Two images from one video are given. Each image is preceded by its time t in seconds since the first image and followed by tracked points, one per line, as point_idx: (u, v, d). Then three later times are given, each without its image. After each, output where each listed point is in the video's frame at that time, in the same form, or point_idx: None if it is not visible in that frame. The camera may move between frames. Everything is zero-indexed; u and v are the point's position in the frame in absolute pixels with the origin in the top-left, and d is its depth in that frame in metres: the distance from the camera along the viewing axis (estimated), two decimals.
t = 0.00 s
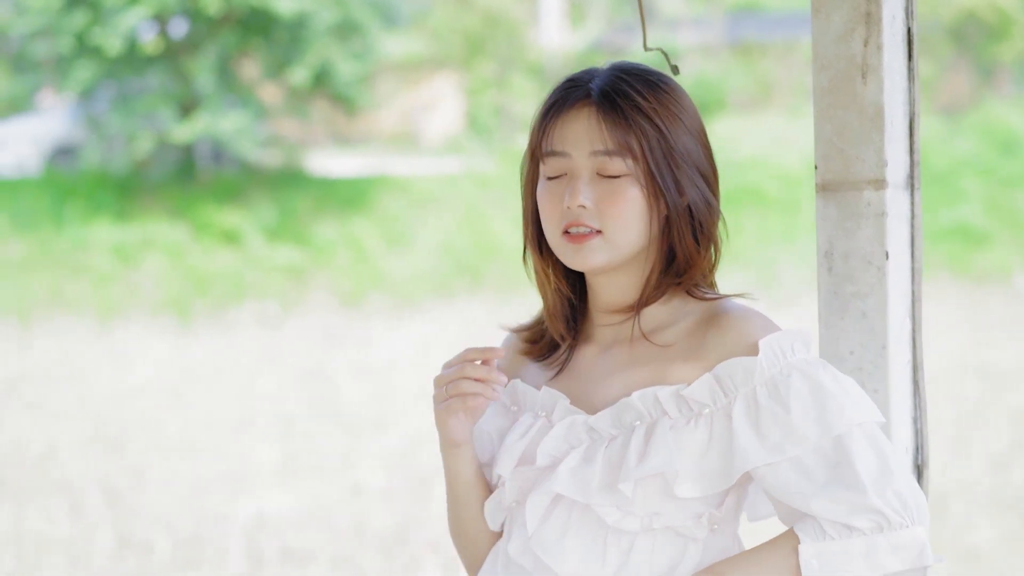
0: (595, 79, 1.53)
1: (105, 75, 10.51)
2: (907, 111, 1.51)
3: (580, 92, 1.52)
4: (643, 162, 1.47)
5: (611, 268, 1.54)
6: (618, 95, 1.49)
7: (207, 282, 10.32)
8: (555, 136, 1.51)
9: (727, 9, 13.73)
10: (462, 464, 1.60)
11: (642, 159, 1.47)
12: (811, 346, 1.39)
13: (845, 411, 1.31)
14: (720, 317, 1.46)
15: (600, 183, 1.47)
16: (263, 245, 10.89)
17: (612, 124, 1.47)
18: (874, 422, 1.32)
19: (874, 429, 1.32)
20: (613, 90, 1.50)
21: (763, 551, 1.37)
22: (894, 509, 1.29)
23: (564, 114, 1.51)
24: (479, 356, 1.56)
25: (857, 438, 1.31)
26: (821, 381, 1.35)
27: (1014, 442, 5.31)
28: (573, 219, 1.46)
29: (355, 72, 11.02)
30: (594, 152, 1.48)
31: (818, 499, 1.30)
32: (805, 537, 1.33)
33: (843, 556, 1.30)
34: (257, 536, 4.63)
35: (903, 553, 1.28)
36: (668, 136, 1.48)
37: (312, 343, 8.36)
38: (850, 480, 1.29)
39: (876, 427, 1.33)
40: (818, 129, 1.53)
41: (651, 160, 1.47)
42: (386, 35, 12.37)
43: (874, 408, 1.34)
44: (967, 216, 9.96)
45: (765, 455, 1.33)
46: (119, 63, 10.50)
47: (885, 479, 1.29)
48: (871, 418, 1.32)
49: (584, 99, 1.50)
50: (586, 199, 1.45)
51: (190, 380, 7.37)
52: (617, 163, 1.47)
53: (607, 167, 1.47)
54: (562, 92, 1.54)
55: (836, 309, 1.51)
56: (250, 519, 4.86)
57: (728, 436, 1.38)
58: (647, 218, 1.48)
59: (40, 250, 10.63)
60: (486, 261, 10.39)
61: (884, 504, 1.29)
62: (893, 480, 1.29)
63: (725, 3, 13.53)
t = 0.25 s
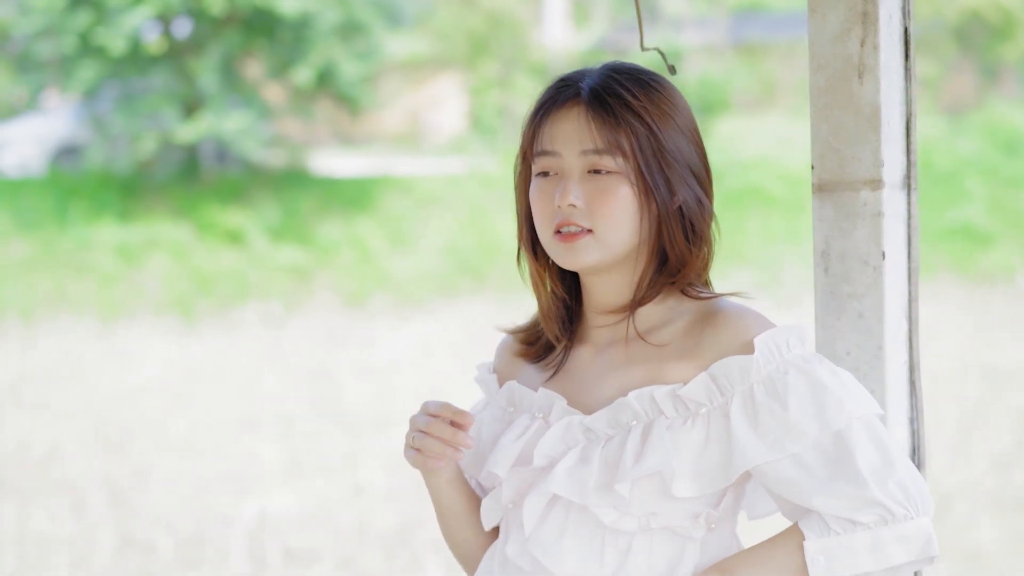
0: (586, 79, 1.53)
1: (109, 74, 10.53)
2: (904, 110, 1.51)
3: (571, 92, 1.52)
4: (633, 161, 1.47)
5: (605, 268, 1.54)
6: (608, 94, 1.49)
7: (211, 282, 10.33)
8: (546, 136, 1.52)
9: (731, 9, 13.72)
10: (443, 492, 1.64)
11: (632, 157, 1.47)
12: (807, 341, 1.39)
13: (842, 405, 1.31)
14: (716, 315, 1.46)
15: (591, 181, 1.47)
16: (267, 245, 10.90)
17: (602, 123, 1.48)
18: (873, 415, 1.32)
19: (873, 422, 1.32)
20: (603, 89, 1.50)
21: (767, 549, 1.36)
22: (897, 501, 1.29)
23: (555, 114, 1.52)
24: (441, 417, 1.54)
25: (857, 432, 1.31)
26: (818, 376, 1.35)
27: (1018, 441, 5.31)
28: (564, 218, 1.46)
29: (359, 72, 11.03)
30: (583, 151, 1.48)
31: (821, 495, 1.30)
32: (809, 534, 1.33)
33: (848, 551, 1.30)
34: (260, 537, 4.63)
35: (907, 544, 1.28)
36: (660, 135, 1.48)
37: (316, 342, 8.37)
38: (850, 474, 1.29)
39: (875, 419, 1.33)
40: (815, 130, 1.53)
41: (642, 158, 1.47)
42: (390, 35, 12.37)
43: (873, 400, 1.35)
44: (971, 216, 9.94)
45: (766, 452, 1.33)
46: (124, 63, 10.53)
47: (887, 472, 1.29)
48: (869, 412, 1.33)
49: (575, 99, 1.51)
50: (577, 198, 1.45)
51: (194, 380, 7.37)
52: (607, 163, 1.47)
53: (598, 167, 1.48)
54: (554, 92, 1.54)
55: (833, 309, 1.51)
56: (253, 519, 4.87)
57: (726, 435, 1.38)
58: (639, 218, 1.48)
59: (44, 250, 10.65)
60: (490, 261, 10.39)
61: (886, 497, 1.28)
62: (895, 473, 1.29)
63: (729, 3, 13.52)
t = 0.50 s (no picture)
0: (576, 79, 1.54)
1: (113, 75, 10.54)
2: (901, 111, 1.51)
3: (560, 92, 1.52)
4: (623, 160, 1.47)
5: (598, 268, 1.54)
6: (597, 94, 1.50)
7: (215, 283, 10.33)
8: (537, 136, 1.52)
9: (736, 9, 13.71)
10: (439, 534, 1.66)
11: (622, 156, 1.47)
12: (802, 340, 1.39)
13: (840, 405, 1.31)
14: (711, 316, 1.46)
15: (581, 181, 1.47)
16: (271, 245, 10.92)
17: (591, 123, 1.48)
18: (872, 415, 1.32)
19: (871, 422, 1.32)
20: (592, 89, 1.51)
21: (770, 555, 1.36)
22: (897, 502, 1.29)
23: (545, 114, 1.52)
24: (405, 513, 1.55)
25: (855, 433, 1.31)
26: (815, 376, 1.35)
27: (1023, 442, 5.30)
28: (555, 218, 1.46)
29: (363, 73, 11.03)
30: (573, 151, 1.48)
31: (821, 497, 1.30)
32: (812, 540, 1.33)
33: (850, 554, 1.29)
34: (262, 538, 4.63)
35: (909, 544, 1.28)
36: (650, 133, 1.48)
37: (320, 343, 8.37)
38: (850, 476, 1.29)
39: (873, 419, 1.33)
40: (812, 130, 1.53)
41: (632, 157, 1.47)
42: (394, 36, 12.37)
43: (871, 400, 1.34)
44: (975, 216, 9.93)
45: (764, 455, 1.32)
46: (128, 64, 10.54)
47: (887, 473, 1.29)
48: (867, 411, 1.33)
49: (564, 98, 1.51)
50: (567, 197, 1.46)
51: (198, 381, 7.38)
52: (597, 161, 1.47)
53: (588, 166, 1.48)
54: (544, 92, 1.55)
55: (829, 310, 1.51)
56: (255, 520, 4.87)
57: (723, 436, 1.38)
58: (630, 217, 1.48)
59: (49, 250, 10.69)
60: (494, 262, 10.39)
61: (888, 498, 1.28)
62: (894, 473, 1.29)
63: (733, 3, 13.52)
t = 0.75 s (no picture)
0: (566, 78, 1.54)
1: (116, 74, 10.55)
2: (896, 110, 1.51)
3: (549, 90, 1.52)
4: (612, 157, 1.47)
5: (590, 267, 1.54)
6: (585, 92, 1.50)
7: (217, 281, 10.33)
8: (527, 135, 1.52)
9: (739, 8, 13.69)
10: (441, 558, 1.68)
11: (611, 153, 1.47)
12: (799, 341, 1.39)
13: (835, 407, 1.31)
14: (705, 315, 1.46)
15: (571, 179, 1.47)
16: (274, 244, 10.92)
17: (580, 121, 1.48)
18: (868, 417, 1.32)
19: (868, 424, 1.31)
20: (581, 87, 1.51)
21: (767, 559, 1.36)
22: (895, 504, 1.28)
23: (535, 113, 1.52)
24: None
25: (851, 435, 1.31)
26: (811, 377, 1.34)
27: None
28: (546, 216, 1.46)
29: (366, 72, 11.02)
30: (562, 149, 1.48)
31: (816, 500, 1.30)
32: (810, 545, 1.32)
33: (848, 557, 1.29)
34: (264, 538, 4.63)
35: (906, 546, 1.28)
36: (639, 131, 1.48)
37: (323, 342, 8.37)
38: (846, 480, 1.29)
39: (869, 421, 1.32)
40: (807, 128, 1.52)
41: (621, 154, 1.47)
42: (397, 35, 12.36)
43: (867, 401, 1.34)
44: (979, 215, 9.92)
45: (759, 456, 1.32)
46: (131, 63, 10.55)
47: (883, 474, 1.29)
48: (864, 412, 1.32)
49: (553, 96, 1.51)
50: (557, 195, 1.46)
51: (200, 380, 7.38)
52: (586, 159, 1.47)
53: (577, 164, 1.48)
54: (534, 91, 1.55)
55: (823, 308, 1.51)
56: (257, 520, 4.87)
57: (717, 436, 1.38)
58: (620, 215, 1.47)
59: (53, 250, 10.75)
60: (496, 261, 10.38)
61: (885, 501, 1.28)
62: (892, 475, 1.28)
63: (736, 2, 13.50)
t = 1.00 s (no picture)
0: (556, 79, 1.54)
1: (120, 74, 10.58)
2: (891, 109, 1.51)
3: (540, 92, 1.53)
4: (604, 158, 1.47)
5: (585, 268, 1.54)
6: (576, 93, 1.50)
7: (222, 281, 10.34)
8: (518, 137, 1.52)
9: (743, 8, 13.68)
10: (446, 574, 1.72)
11: (603, 154, 1.47)
12: (795, 340, 1.38)
13: (831, 406, 1.31)
14: (701, 314, 1.46)
15: (563, 180, 1.47)
16: (278, 244, 10.94)
17: (570, 121, 1.48)
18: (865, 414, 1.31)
19: (866, 422, 1.31)
20: (571, 88, 1.51)
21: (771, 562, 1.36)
22: (896, 502, 1.28)
23: (526, 114, 1.52)
24: None
25: (848, 434, 1.30)
26: (807, 376, 1.34)
27: None
28: (539, 217, 1.46)
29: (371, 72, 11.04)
30: (554, 150, 1.48)
31: (816, 500, 1.30)
32: (813, 547, 1.32)
33: (850, 557, 1.29)
34: (267, 538, 4.64)
35: (907, 543, 1.28)
36: (631, 131, 1.48)
37: (327, 342, 8.38)
38: (845, 477, 1.29)
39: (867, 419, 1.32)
40: (802, 128, 1.53)
41: (612, 155, 1.47)
42: (401, 35, 12.38)
43: (864, 398, 1.34)
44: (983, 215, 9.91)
45: (756, 456, 1.32)
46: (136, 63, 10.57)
47: (883, 472, 1.28)
48: (861, 410, 1.32)
49: (544, 98, 1.51)
50: (549, 197, 1.45)
51: (205, 380, 7.40)
52: (578, 159, 1.47)
53: (569, 164, 1.48)
54: (525, 93, 1.55)
55: (819, 308, 1.51)
56: (260, 519, 4.88)
57: (714, 436, 1.38)
58: (613, 215, 1.47)
59: (58, 249, 10.80)
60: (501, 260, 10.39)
61: (885, 499, 1.28)
62: (891, 473, 1.28)
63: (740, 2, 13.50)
